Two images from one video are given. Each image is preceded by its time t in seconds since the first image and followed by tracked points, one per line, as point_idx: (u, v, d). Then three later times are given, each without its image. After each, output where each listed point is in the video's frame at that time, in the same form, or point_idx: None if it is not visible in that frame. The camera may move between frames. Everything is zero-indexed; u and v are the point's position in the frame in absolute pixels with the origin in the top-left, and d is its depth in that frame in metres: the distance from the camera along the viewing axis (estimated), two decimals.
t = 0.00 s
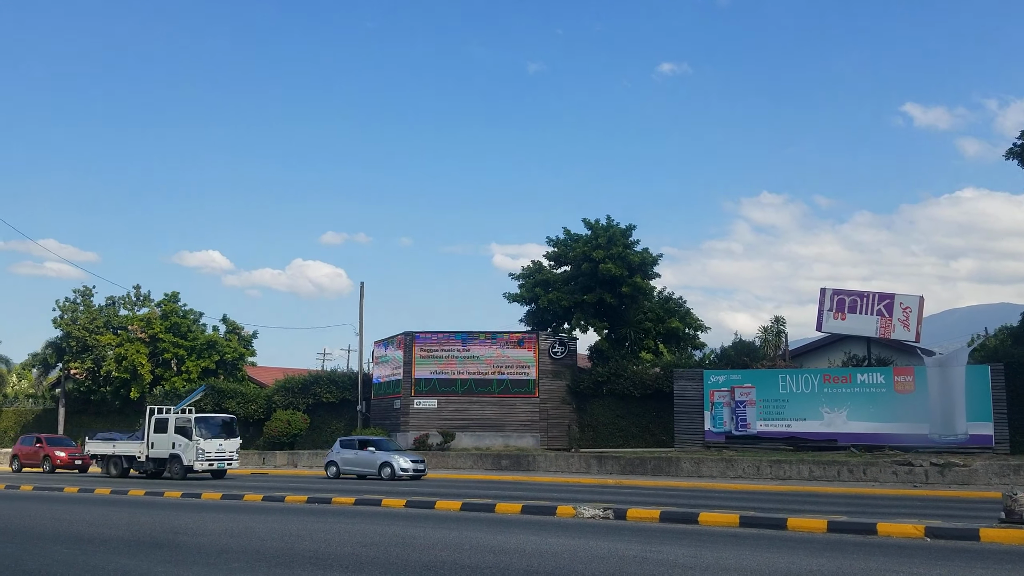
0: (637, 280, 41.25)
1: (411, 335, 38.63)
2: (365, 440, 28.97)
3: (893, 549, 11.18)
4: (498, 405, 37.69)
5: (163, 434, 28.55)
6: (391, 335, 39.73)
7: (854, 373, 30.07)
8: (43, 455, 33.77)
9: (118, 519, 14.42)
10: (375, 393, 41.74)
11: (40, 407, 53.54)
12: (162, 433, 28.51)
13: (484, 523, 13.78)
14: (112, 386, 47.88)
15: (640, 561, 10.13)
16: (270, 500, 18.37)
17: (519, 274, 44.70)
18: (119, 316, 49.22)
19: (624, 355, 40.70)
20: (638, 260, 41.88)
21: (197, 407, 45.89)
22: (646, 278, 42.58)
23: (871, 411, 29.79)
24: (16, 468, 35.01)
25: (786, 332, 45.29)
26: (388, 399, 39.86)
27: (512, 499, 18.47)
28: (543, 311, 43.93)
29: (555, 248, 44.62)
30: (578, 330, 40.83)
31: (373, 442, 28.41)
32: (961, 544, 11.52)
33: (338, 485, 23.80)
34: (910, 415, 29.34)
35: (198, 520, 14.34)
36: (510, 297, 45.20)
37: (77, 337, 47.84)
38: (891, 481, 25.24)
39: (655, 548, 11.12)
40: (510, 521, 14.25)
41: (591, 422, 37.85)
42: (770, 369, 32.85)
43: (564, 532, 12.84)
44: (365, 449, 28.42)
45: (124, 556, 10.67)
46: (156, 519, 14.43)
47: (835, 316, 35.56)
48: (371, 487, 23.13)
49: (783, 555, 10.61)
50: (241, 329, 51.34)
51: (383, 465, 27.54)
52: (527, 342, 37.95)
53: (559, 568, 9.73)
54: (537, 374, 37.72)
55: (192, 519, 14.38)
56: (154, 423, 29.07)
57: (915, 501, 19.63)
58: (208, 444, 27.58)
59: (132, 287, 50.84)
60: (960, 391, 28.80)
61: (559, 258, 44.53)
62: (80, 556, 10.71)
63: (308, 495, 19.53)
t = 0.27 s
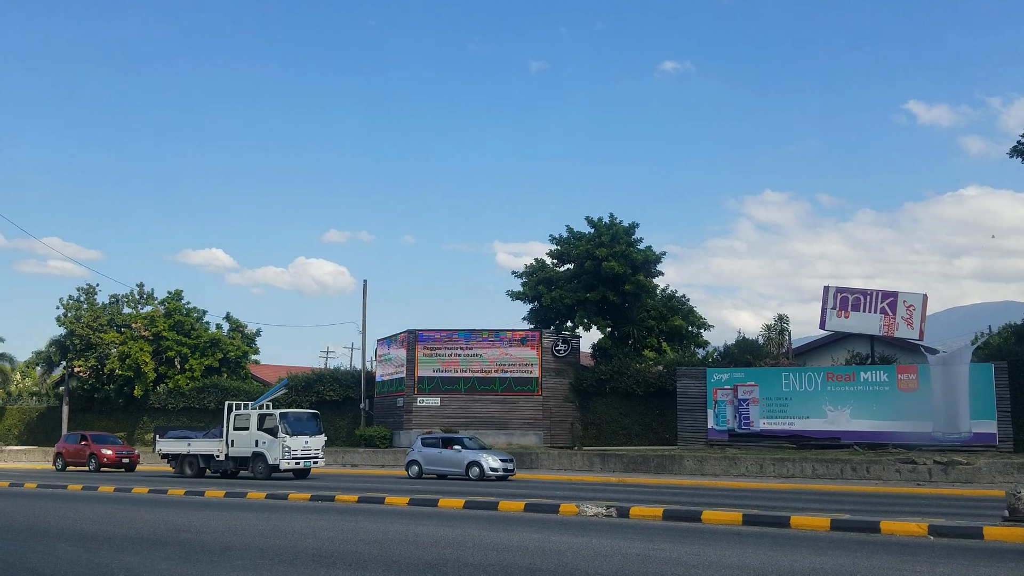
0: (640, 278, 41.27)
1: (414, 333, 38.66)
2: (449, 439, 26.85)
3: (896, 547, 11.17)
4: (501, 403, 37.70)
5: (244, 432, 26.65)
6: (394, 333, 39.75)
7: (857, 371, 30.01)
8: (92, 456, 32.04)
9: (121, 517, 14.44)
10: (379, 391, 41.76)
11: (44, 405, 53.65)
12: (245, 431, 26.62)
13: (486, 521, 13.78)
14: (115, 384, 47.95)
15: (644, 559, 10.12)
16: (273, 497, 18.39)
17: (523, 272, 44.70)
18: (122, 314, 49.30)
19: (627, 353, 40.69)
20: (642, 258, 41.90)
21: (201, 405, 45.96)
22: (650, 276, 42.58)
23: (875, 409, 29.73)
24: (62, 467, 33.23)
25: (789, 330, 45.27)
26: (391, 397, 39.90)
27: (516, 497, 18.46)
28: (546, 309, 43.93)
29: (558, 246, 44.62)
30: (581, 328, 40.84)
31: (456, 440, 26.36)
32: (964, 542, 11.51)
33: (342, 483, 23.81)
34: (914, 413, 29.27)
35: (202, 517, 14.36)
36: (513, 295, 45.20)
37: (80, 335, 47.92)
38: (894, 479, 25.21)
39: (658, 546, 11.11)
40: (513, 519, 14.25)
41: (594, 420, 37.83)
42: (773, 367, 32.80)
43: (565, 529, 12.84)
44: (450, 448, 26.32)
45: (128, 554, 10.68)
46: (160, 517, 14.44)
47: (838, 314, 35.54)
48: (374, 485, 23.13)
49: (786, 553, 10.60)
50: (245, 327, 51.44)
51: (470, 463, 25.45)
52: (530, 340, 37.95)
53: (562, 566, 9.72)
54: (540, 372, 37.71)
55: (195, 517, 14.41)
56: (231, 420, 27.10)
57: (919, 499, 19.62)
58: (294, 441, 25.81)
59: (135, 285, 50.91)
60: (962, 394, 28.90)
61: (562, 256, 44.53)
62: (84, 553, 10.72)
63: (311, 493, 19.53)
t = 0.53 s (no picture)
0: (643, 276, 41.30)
1: (417, 331, 38.68)
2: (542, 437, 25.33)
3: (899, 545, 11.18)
4: (505, 401, 37.72)
5: (336, 428, 25.11)
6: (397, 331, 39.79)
7: (860, 369, 29.99)
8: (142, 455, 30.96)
9: (125, 515, 14.45)
10: (381, 389, 41.78)
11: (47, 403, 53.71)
12: (337, 427, 25.07)
13: (489, 519, 13.80)
14: (119, 382, 48.00)
15: (647, 557, 10.14)
16: (277, 495, 18.43)
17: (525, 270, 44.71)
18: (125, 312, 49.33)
19: (630, 351, 40.69)
20: (645, 256, 41.93)
21: (204, 403, 46.00)
22: (653, 274, 42.58)
23: (878, 407, 29.71)
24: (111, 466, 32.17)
25: (792, 328, 45.27)
26: (394, 395, 39.94)
27: (519, 495, 18.46)
28: (549, 307, 43.96)
29: (560, 244, 44.63)
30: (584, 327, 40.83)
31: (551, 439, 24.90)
32: (967, 541, 11.51)
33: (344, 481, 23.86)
34: (917, 411, 29.24)
35: (206, 515, 14.39)
36: (516, 293, 45.21)
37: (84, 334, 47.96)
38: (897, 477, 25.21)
39: (661, 544, 11.12)
40: (516, 517, 14.26)
41: (597, 418, 37.83)
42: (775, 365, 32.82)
43: (568, 528, 12.85)
44: (545, 446, 24.83)
45: (132, 552, 10.68)
46: (164, 515, 14.47)
47: (841, 312, 35.51)
48: (377, 482, 23.14)
49: (788, 551, 10.61)
50: (248, 325, 51.52)
51: (569, 464, 24.01)
52: (533, 338, 37.97)
53: (566, 564, 9.72)
54: (543, 370, 37.73)
55: (199, 516, 14.43)
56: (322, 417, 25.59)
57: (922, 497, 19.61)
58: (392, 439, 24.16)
59: (138, 283, 50.94)
60: (965, 390, 28.60)
61: (565, 254, 44.52)
62: (89, 551, 10.73)
63: (314, 491, 19.56)
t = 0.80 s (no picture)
0: (646, 274, 41.32)
1: (420, 329, 38.72)
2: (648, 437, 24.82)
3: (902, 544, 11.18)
4: (508, 399, 37.75)
5: (441, 426, 24.35)
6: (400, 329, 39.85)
7: (864, 367, 30.22)
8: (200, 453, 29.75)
9: (129, 513, 14.47)
10: (385, 387, 41.81)
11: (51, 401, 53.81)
12: (443, 425, 24.33)
13: (492, 517, 13.79)
14: (123, 380, 48.08)
15: (649, 555, 10.13)
16: (280, 493, 18.45)
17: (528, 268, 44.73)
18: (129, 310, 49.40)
19: (633, 349, 40.69)
20: (647, 254, 41.93)
21: (208, 401, 46.07)
22: (656, 272, 42.57)
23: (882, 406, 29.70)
24: (165, 464, 30.98)
25: (795, 326, 45.25)
26: (398, 393, 39.95)
27: (522, 493, 18.46)
28: (552, 305, 43.97)
29: (563, 242, 44.64)
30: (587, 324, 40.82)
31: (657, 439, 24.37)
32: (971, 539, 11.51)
33: (348, 478, 23.89)
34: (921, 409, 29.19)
35: (210, 512, 14.41)
36: (519, 291, 45.23)
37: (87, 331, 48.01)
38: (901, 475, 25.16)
39: (664, 542, 11.12)
40: (519, 515, 14.26)
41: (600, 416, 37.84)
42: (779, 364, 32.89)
43: (571, 525, 12.84)
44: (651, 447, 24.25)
45: (136, 549, 10.70)
46: (167, 513, 14.50)
47: (845, 309, 35.46)
48: (379, 480, 23.15)
49: (791, 549, 10.61)
50: (251, 323, 51.61)
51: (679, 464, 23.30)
52: (536, 336, 38.00)
53: (569, 562, 9.70)
54: (546, 368, 37.75)
55: (204, 513, 14.47)
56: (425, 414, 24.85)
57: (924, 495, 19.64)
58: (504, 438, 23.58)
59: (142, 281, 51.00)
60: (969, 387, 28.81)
61: (568, 252, 44.54)
62: (93, 549, 10.73)
63: (317, 489, 19.58)
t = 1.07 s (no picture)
0: (646, 274, 41.33)
1: (420, 329, 38.74)
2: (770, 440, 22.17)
3: (903, 542, 11.20)
4: (508, 398, 37.76)
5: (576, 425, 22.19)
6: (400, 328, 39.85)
7: (865, 366, 30.07)
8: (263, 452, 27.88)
9: (129, 512, 14.47)
10: (385, 387, 41.80)
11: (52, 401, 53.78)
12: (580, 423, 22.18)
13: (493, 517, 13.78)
14: (123, 380, 48.07)
15: (649, 555, 10.13)
16: (281, 493, 18.46)
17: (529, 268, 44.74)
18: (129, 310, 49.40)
19: (634, 348, 40.70)
20: (648, 254, 41.95)
21: (208, 400, 46.08)
22: (656, 272, 42.58)
23: (882, 405, 29.68)
24: (221, 465, 28.87)
25: (796, 325, 45.26)
26: (399, 392, 39.93)
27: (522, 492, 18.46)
28: (552, 304, 44.00)
29: (564, 242, 44.65)
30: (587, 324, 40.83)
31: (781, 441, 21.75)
32: (972, 538, 11.51)
33: (348, 478, 23.90)
34: (922, 408, 29.20)
35: (211, 512, 14.42)
36: (520, 291, 45.24)
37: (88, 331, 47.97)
38: (903, 475, 25.14)
39: (664, 541, 11.12)
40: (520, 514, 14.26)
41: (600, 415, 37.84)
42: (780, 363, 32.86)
43: (571, 524, 12.85)
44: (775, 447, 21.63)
45: (137, 549, 10.69)
46: (168, 512, 14.49)
47: (845, 309, 35.47)
48: (380, 479, 23.14)
49: (793, 549, 10.61)
50: (251, 323, 51.67)
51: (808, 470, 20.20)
52: (536, 335, 37.99)
53: (570, 562, 9.70)
54: (546, 368, 37.74)
55: (206, 513, 14.47)
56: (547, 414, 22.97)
57: (924, 495, 19.65)
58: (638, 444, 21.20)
59: (142, 281, 50.99)
60: (970, 387, 28.92)
61: (569, 252, 44.56)
62: (94, 548, 10.72)
63: (319, 488, 19.59)
